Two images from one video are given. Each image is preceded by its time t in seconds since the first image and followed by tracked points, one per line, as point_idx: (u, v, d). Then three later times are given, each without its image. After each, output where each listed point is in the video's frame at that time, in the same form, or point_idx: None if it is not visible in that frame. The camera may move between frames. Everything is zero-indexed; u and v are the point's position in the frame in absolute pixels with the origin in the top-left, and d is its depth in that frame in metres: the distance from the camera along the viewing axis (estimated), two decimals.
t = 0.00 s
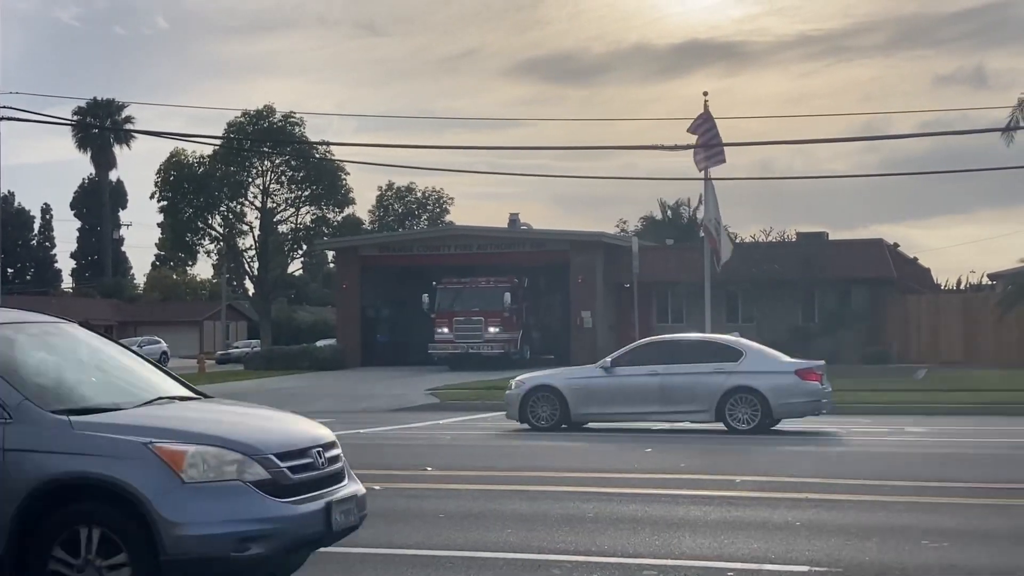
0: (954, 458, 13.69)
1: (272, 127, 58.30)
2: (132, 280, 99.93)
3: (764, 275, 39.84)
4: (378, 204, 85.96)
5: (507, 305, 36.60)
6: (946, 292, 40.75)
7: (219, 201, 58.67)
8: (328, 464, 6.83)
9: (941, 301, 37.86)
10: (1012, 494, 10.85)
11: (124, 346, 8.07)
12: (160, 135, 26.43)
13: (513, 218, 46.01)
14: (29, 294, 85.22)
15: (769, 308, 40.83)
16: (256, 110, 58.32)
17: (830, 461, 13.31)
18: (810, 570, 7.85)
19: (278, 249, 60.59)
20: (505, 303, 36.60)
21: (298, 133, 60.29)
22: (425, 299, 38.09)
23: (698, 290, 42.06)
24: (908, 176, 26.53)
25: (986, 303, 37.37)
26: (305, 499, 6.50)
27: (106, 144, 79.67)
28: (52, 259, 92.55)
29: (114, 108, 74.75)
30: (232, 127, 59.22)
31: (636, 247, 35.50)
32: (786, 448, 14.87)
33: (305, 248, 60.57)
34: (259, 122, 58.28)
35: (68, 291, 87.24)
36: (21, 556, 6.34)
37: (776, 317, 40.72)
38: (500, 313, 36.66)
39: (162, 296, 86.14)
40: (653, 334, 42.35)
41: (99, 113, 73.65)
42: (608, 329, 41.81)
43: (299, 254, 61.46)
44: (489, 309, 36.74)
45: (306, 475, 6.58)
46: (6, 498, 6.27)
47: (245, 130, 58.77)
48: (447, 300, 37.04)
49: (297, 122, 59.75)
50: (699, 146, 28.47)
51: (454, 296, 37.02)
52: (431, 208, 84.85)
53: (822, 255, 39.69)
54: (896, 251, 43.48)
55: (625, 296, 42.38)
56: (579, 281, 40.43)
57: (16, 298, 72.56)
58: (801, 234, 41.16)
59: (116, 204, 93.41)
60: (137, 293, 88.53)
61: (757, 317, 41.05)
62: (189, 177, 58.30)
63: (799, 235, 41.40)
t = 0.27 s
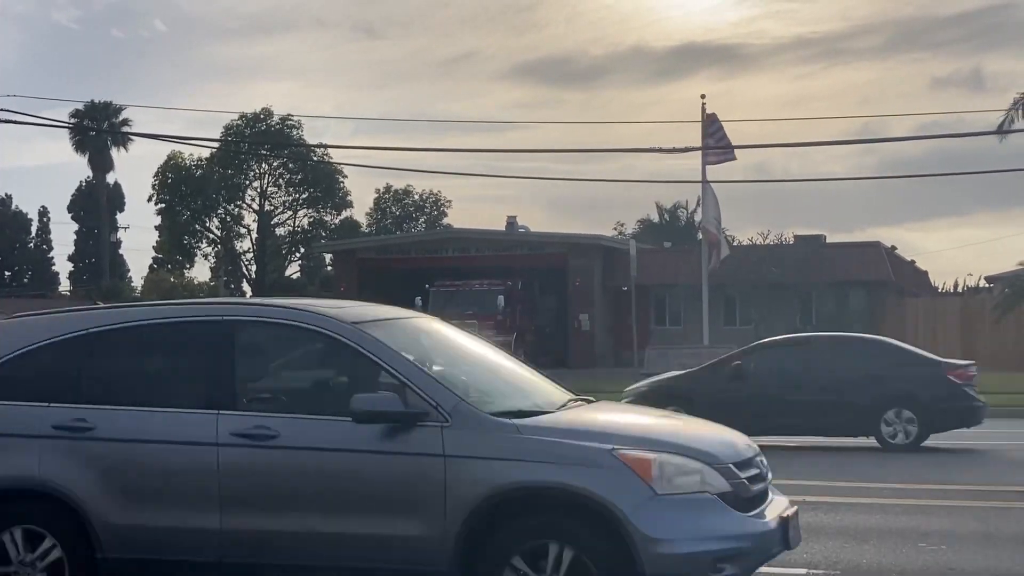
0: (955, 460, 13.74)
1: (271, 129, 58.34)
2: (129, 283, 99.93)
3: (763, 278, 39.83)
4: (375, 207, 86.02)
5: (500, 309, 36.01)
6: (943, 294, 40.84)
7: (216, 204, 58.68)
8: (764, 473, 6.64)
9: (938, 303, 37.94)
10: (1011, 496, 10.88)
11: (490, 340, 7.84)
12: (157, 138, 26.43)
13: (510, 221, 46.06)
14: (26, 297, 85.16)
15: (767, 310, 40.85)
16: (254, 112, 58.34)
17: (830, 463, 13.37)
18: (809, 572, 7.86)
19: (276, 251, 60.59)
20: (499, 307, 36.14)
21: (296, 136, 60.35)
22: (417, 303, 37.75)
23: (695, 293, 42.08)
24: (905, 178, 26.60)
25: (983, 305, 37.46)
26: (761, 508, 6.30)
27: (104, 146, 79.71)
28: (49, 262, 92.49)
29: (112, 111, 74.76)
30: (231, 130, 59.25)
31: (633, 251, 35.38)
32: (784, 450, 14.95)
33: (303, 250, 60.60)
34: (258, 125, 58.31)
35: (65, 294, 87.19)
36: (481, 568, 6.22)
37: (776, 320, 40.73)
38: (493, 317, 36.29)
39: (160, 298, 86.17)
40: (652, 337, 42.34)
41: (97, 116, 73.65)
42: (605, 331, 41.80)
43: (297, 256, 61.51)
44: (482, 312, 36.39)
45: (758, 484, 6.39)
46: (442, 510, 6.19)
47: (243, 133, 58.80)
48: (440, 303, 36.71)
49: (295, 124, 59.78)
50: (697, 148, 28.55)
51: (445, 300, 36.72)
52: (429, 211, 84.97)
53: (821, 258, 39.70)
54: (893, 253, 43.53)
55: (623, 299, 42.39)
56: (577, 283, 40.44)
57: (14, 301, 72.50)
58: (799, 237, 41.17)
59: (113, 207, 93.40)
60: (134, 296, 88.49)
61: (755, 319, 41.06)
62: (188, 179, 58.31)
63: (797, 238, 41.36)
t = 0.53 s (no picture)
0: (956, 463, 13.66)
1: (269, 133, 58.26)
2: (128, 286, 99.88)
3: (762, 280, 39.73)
4: (374, 210, 85.95)
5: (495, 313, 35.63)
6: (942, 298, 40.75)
7: (215, 207, 58.62)
8: None
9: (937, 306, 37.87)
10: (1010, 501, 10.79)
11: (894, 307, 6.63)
12: (155, 141, 26.39)
13: (509, 223, 45.99)
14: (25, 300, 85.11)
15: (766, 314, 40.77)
16: (252, 116, 58.29)
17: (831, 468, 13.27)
18: None
19: (274, 255, 60.52)
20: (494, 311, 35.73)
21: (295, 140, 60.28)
22: (411, 307, 37.16)
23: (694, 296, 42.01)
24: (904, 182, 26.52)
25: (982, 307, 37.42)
26: None
27: (103, 150, 79.73)
28: (48, 265, 92.42)
29: (110, 114, 74.66)
30: (228, 133, 59.19)
31: (632, 254, 35.09)
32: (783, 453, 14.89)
33: (302, 254, 60.53)
34: (256, 128, 58.24)
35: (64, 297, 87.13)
36: None
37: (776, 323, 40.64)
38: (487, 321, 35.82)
39: (159, 302, 86.15)
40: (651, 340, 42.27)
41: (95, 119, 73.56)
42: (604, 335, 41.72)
43: (296, 259, 61.45)
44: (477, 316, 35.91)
45: None
46: (998, 531, 4.98)
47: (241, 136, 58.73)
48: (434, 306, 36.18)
49: (294, 127, 59.70)
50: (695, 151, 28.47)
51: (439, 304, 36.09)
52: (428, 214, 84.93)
53: (820, 261, 39.59)
54: (892, 256, 43.44)
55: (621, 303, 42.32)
56: (575, 287, 40.37)
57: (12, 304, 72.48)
58: (798, 240, 41.09)
59: (112, 210, 93.33)
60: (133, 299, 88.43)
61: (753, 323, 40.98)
62: (186, 183, 58.25)
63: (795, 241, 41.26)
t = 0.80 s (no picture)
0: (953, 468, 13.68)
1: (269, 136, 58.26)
2: (127, 290, 99.93)
3: (761, 285, 39.76)
4: (373, 214, 86.03)
5: (489, 316, 35.48)
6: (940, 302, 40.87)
7: (214, 211, 58.61)
8: None
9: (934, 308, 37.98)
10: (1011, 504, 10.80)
11: None
12: (155, 145, 26.42)
13: (509, 228, 45.99)
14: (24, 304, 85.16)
15: (766, 317, 40.80)
16: (251, 120, 58.29)
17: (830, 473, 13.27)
18: None
19: (274, 258, 60.52)
20: (488, 314, 35.49)
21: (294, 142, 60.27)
22: (406, 312, 36.94)
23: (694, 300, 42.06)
24: (903, 185, 26.53)
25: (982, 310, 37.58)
26: None
27: (102, 153, 79.76)
28: (47, 269, 92.46)
29: (110, 118, 74.74)
30: (228, 136, 59.17)
31: (631, 258, 35.00)
32: (782, 458, 14.92)
33: (301, 258, 60.53)
34: (255, 132, 58.25)
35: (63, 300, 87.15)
36: None
37: (775, 327, 40.69)
38: (482, 325, 35.54)
39: (157, 305, 86.18)
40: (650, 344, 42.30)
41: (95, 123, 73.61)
42: (603, 338, 41.71)
43: (295, 263, 61.46)
44: (472, 319, 35.64)
45: None
46: None
47: (240, 139, 58.73)
48: (429, 310, 35.92)
49: (294, 131, 59.76)
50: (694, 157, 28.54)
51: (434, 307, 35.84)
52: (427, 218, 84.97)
53: (817, 264, 39.62)
54: (891, 260, 43.46)
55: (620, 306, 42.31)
56: (574, 291, 40.39)
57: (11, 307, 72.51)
58: (796, 244, 41.12)
59: (111, 214, 93.36)
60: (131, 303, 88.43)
61: (753, 326, 41.03)
62: (185, 186, 58.27)
63: (794, 245, 41.27)
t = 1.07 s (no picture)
0: (952, 472, 13.68)
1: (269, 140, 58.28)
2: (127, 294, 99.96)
3: (761, 288, 39.81)
4: (373, 218, 86.05)
5: (484, 321, 35.35)
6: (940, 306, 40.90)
7: (214, 215, 58.61)
8: None
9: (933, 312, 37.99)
10: (1006, 508, 10.78)
11: None
12: (155, 147, 26.44)
13: (508, 232, 45.99)
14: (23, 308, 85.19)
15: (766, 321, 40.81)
16: (251, 123, 58.29)
17: (830, 477, 13.26)
18: None
19: (274, 262, 60.51)
20: (483, 318, 35.38)
21: (294, 146, 60.28)
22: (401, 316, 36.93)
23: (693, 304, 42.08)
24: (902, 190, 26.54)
25: (981, 313, 37.59)
26: None
27: (102, 157, 79.80)
28: (46, 273, 92.49)
29: (110, 122, 74.79)
30: (227, 140, 59.19)
31: (632, 261, 34.96)
32: (780, 462, 14.90)
33: (300, 262, 60.52)
34: (255, 136, 58.28)
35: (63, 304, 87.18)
36: None
37: (775, 330, 40.71)
38: (477, 329, 35.48)
39: (157, 309, 86.17)
40: (650, 348, 42.29)
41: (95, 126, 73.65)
42: (602, 342, 41.71)
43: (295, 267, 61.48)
44: (466, 324, 35.60)
45: None
46: None
47: (240, 144, 58.75)
48: (424, 314, 35.89)
49: (294, 134, 59.78)
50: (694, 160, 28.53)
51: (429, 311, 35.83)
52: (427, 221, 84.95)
53: (817, 267, 39.54)
54: (892, 264, 43.47)
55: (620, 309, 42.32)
56: (574, 295, 40.40)
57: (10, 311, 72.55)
58: (796, 247, 41.13)
59: (111, 218, 93.39)
60: (131, 307, 88.45)
61: (753, 329, 41.06)
62: (184, 190, 58.29)
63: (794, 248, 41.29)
